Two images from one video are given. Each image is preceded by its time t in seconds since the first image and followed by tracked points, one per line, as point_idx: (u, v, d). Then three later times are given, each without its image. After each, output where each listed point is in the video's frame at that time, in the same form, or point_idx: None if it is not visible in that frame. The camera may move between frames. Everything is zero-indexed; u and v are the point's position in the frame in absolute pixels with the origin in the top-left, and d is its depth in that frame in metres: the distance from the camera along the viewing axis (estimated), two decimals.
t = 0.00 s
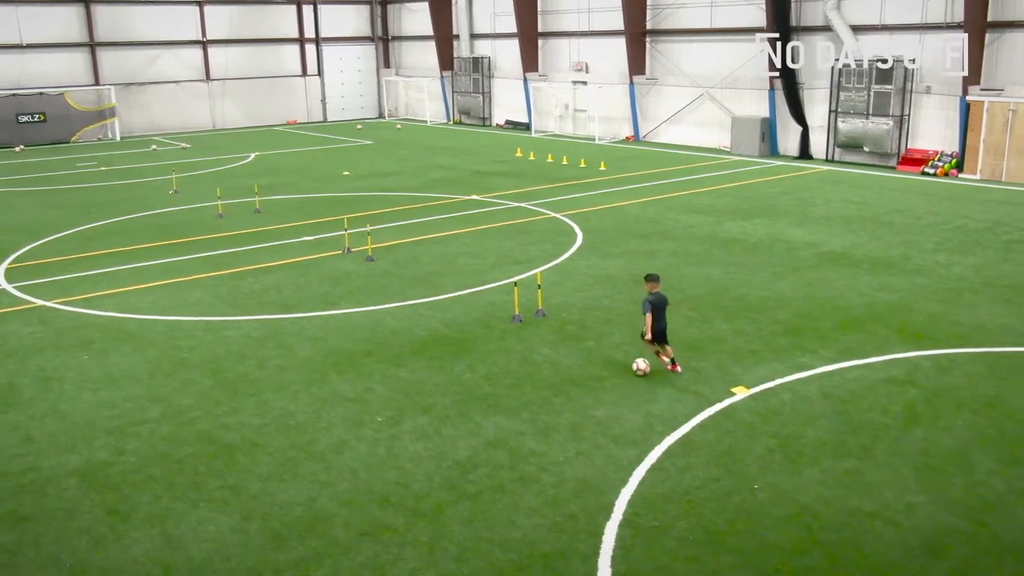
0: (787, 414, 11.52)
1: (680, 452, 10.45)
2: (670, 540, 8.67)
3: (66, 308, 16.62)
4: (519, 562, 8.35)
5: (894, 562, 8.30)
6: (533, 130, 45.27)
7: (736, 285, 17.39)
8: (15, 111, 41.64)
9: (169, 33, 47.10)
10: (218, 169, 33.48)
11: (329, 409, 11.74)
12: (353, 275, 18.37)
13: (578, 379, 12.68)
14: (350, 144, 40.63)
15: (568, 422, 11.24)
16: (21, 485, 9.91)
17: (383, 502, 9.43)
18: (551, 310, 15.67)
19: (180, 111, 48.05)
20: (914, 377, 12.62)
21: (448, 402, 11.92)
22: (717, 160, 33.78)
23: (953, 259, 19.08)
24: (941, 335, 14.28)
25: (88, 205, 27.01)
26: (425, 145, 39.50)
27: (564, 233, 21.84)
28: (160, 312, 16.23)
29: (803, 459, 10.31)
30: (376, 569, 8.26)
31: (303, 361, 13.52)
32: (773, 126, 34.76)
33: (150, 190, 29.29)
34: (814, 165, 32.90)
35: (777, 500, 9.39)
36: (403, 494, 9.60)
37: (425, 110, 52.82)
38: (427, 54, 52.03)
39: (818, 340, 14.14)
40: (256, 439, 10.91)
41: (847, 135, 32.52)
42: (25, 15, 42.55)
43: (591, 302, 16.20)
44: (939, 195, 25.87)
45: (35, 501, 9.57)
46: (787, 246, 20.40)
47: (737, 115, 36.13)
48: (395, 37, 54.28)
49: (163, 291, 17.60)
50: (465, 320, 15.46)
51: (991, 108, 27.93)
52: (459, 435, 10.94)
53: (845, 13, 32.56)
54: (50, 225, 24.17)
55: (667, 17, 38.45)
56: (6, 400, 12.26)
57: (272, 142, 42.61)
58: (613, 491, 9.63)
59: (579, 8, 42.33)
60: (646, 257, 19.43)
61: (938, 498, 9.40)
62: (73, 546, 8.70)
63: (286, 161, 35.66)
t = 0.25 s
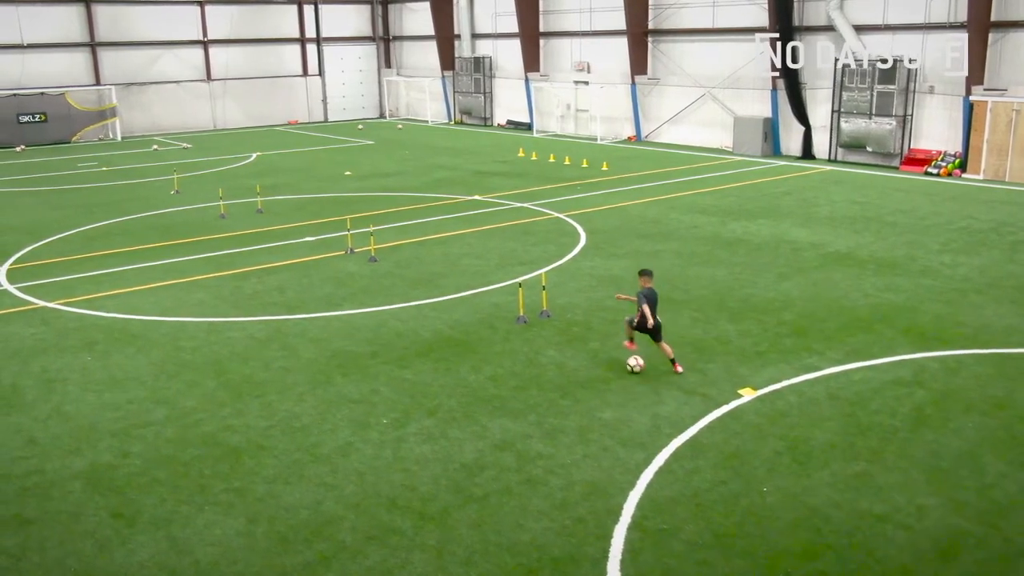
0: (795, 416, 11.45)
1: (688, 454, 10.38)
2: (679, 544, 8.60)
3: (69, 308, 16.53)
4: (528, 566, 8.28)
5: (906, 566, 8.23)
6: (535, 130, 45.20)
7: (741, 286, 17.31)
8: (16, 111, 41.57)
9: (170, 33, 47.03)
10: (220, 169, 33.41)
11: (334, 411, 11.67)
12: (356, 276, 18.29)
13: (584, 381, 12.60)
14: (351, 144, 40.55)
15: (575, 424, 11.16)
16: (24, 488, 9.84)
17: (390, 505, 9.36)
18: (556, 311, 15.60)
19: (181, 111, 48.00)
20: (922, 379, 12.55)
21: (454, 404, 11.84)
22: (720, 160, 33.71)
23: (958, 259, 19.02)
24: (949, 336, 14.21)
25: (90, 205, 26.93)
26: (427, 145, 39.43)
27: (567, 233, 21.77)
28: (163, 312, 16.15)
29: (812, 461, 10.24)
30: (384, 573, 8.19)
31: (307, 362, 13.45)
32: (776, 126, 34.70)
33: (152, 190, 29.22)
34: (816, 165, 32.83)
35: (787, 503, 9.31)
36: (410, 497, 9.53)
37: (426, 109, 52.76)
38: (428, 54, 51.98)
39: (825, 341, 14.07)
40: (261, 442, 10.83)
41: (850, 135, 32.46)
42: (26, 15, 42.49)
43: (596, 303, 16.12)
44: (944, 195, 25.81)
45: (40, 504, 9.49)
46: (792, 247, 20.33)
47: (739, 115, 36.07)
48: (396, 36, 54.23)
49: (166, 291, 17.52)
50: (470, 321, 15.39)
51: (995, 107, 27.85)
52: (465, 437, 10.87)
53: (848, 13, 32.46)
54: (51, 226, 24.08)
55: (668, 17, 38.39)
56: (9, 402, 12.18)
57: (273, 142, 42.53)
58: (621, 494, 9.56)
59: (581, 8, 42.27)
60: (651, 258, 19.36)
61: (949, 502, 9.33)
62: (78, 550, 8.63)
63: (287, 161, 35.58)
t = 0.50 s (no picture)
0: (809, 419, 11.32)
1: (703, 459, 10.25)
2: (696, 551, 8.46)
3: (73, 310, 16.39)
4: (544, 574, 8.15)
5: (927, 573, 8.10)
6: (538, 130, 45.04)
7: (750, 287, 17.18)
8: (17, 111, 41.46)
9: (171, 33, 46.88)
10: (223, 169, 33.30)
11: (343, 415, 11.54)
12: (362, 278, 18.15)
13: (594, 384, 12.48)
14: (354, 144, 40.40)
15: (587, 428, 11.03)
16: (31, 494, 9.71)
17: (402, 511, 9.23)
18: (564, 313, 15.46)
19: (183, 111, 47.85)
20: (936, 382, 12.42)
21: (464, 408, 11.71)
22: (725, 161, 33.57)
23: (968, 261, 18.88)
24: (961, 339, 14.07)
25: (92, 205, 26.81)
26: (430, 145, 39.28)
27: (574, 234, 21.62)
28: (168, 314, 16.03)
29: (828, 466, 10.11)
30: None
31: (314, 365, 13.31)
32: (780, 126, 34.61)
33: (155, 191, 29.08)
34: (821, 165, 32.73)
35: (804, 508, 9.18)
36: (422, 502, 9.40)
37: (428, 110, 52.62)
38: (430, 54, 51.84)
39: (837, 343, 13.94)
40: (270, 446, 10.70)
41: (855, 135, 32.41)
42: (27, 15, 42.38)
43: (604, 305, 16.00)
44: (951, 196, 25.68)
45: (46, 510, 9.37)
46: (800, 248, 20.19)
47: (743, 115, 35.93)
48: (398, 37, 54.09)
49: (170, 293, 17.37)
50: (478, 322, 15.27)
51: (1001, 108, 27.72)
52: (477, 442, 10.73)
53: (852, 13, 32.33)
54: (54, 227, 23.94)
55: (672, 16, 38.27)
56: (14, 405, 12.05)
57: (276, 142, 42.38)
58: (636, 499, 9.44)
59: (584, 8, 42.14)
60: (658, 259, 19.22)
61: (969, 507, 9.20)
62: (86, 557, 8.50)
63: (290, 161, 35.45)
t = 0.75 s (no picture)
0: (997, 487, 9.58)
1: (894, 544, 8.51)
2: None
3: (106, 343, 14.60)
4: None
5: None
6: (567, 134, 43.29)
7: (859, 313, 15.46)
8: (25, 115, 39.69)
9: (184, 33, 45.10)
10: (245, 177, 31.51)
11: (445, 481, 9.81)
12: (423, 303, 16.39)
13: (727, 439, 10.75)
14: (378, 149, 38.63)
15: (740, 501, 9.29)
16: None
17: None
18: (664, 347, 13.72)
19: (196, 114, 46.07)
20: None
21: (584, 471, 9.99)
22: (775, 167, 31.81)
23: None
24: None
25: (112, 217, 25.03)
26: (458, 150, 37.52)
27: (642, 251, 19.85)
28: (214, 348, 14.26)
29: None
30: None
31: (395, 414, 11.55)
32: (831, 130, 32.92)
33: (177, 201, 27.30)
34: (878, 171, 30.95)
35: None
36: None
37: (447, 112, 50.88)
38: (450, 55, 50.10)
39: (988, 385, 12.20)
40: (366, 525, 8.96)
41: (913, 140, 30.58)
42: (35, 15, 40.59)
43: (704, 337, 14.26)
44: None
45: None
46: (896, 266, 18.45)
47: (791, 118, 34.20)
48: (416, 37, 52.36)
49: (213, 321, 15.59)
50: (568, 357, 13.53)
51: None
52: (613, 519, 9.00)
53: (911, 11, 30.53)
54: (73, 242, 22.15)
55: (712, 15, 36.52)
56: (54, 466, 10.30)
57: (295, 147, 40.60)
58: None
59: (616, 7, 40.38)
60: (745, 280, 17.48)
61: None
62: None
63: (314, 168, 33.67)
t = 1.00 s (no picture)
0: None
1: None
2: None
3: (125, 367, 13.55)
4: None
5: None
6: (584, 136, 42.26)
7: (931, 333, 14.44)
8: (28, 119, 38.65)
9: (190, 34, 44.02)
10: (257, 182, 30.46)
11: (516, 534, 8.78)
12: (461, 322, 15.36)
13: (820, 482, 9.74)
14: (391, 153, 37.59)
15: (853, 561, 8.28)
16: None
17: None
18: (730, 373, 12.71)
19: (202, 117, 44.98)
20: None
21: (669, 522, 8.97)
22: (805, 171, 30.79)
23: None
24: None
25: (122, 226, 23.98)
26: (475, 154, 36.48)
27: (686, 263, 18.81)
28: (242, 373, 13.22)
29: None
30: None
31: (450, 452, 10.53)
32: (862, 134, 31.91)
33: (188, 208, 26.26)
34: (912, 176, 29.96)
35: None
36: None
37: (459, 114, 49.79)
38: (462, 56, 49.04)
39: None
40: None
41: (949, 143, 29.58)
42: (38, 15, 39.54)
43: (771, 360, 13.24)
44: None
45: None
46: (957, 280, 17.44)
47: (819, 121, 33.18)
48: (426, 37, 51.29)
49: (238, 342, 14.53)
50: (628, 384, 12.50)
51: None
52: None
53: (948, 9, 29.31)
54: (83, 253, 21.11)
55: (736, 15, 35.49)
56: (78, 515, 9.27)
57: (305, 150, 39.52)
58: None
59: (635, 6, 39.32)
60: (801, 296, 16.47)
61: None
62: None
63: (328, 173, 32.61)
